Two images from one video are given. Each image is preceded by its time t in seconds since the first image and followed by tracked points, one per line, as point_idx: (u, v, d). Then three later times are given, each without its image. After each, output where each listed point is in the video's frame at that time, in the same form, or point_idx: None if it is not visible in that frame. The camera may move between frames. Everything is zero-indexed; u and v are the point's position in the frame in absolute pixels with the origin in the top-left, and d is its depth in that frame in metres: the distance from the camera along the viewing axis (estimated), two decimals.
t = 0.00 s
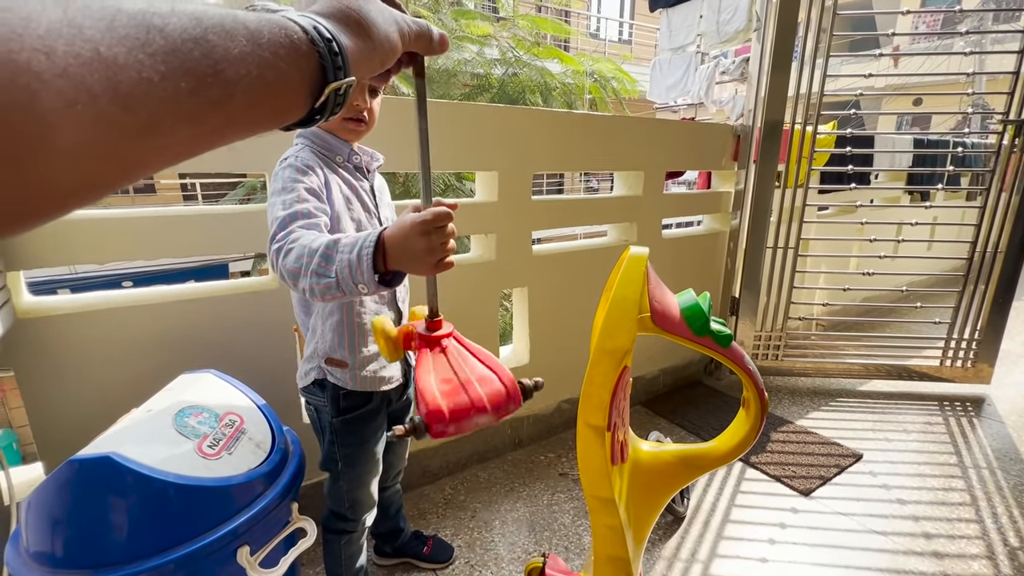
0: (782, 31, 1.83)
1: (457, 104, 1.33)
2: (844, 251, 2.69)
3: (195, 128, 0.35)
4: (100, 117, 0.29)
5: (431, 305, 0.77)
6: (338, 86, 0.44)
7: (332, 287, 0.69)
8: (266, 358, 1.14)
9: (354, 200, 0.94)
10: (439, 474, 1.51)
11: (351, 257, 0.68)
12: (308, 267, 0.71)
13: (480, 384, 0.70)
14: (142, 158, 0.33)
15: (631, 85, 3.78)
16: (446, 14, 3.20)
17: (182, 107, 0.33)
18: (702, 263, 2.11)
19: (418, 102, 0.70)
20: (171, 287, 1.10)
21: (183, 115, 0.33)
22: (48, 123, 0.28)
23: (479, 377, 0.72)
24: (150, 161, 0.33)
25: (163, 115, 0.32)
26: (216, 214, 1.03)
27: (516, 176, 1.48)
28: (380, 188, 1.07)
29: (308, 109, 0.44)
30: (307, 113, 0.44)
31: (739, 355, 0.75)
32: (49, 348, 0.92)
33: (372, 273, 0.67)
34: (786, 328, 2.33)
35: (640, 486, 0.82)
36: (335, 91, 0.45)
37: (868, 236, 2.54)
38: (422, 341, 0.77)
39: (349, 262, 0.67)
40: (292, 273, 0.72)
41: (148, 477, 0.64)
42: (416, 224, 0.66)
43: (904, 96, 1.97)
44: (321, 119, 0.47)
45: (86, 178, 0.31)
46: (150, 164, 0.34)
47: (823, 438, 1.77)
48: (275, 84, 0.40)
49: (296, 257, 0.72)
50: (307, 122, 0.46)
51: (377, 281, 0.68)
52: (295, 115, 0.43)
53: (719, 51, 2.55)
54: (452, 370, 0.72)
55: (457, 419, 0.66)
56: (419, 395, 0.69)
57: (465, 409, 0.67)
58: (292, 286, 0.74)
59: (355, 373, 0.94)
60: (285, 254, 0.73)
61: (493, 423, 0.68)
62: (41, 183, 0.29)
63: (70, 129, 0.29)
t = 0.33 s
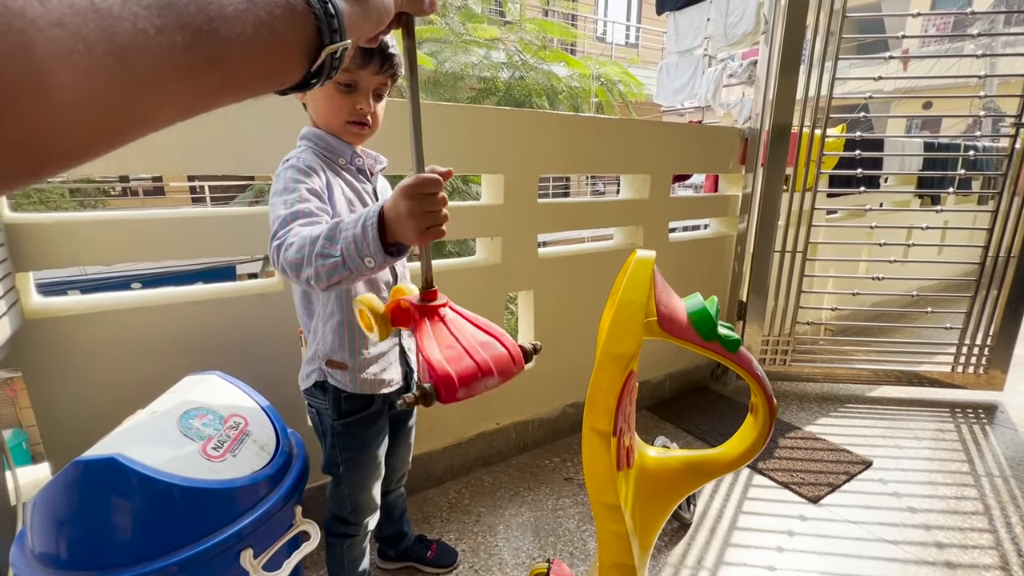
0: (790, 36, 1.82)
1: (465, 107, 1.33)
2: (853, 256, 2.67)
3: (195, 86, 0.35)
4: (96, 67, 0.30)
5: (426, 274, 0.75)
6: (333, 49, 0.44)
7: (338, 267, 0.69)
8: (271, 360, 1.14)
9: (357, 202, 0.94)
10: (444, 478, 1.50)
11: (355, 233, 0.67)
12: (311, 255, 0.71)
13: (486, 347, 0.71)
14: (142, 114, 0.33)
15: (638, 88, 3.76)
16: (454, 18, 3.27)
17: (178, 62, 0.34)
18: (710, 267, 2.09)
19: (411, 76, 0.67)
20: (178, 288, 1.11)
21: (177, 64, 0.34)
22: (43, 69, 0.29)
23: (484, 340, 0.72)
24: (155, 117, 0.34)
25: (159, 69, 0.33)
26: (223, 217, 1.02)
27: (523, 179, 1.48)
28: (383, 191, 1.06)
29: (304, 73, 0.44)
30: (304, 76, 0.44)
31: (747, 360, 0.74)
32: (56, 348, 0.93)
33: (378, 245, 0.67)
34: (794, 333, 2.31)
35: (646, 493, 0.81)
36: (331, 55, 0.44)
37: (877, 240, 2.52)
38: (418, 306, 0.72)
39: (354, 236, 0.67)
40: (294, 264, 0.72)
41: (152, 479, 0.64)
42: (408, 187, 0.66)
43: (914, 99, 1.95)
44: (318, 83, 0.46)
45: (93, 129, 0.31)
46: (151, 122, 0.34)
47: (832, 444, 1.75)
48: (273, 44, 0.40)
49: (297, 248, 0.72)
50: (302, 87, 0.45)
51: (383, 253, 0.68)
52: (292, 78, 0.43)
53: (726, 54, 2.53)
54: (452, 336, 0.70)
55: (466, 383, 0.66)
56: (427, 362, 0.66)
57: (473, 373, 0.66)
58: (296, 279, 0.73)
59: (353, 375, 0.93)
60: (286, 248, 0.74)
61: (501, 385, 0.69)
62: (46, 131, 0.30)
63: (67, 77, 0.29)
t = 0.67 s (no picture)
0: (799, 45, 1.82)
1: (476, 119, 1.35)
2: (861, 266, 2.67)
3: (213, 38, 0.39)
4: (121, 18, 0.33)
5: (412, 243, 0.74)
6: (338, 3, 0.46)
7: (328, 258, 0.70)
8: (283, 368, 1.16)
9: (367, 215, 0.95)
10: (451, 485, 1.51)
11: (343, 223, 0.69)
12: (303, 253, 0.72)
13: (466, 315, 0.71)
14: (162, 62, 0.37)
15: (646, 95, 3.76)
16: (462, 24, 3.30)
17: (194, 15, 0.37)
18: (717, 276, 2.10)
19: (410, 77, 0.67)
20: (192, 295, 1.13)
21: (195, 24, 0.37)
22: (81, 25, 0.31)
23: (465, 309, 0.72)
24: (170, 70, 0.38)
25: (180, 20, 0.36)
26: (239, 227, 1.05)
27: (532, 188, 1.50)
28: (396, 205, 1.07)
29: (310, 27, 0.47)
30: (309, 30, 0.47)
31: (755, 376, 0.75)
32: (76, 354, 0.95)
33: (365, 229, 0.68)
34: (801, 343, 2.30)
35: (654, 507, 0.82)
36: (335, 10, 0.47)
37: (885, 250, 2.52)
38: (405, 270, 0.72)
39: (341, 224, 0.69)
40: (286, 265, 0.75)
41: (171, 487, 0.66)
42: (401, 171, 0.66)
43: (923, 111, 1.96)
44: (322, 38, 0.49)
45: (115, 79, 0.35)
46: (170, 68, 0.38)
47: (840, 455, 1.74)
48: None
49: (289, 250, 0.74)
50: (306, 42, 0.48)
51: (372, 237, 0.69)
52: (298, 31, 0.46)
53: (734, 64, 2.54)
54: (432, 302, 0.71)
55: (440, 348, 0.66)
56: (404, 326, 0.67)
57: (448, 338, 0.67)
58: (289, 279, 0.75)
59: (361, 385, 0.95)
60: (279, 252, 0.76)
61: (475, 352, 0.69)
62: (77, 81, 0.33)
63: (96, 30, 0.32)
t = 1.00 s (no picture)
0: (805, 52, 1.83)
1: (483, 125, 1.36)
2: (866, 274, 2.66)
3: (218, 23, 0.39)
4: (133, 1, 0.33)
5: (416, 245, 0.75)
6: None
7: (313, 274, 0.71)
8: (288, 370, 1.16)
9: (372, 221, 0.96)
10: (453, 488, 1.51)
11: (335, 246, 0.70)
12: (287, 262, 0.73)
13: (462, 315, 0.72)
14: (173, 48, 0.36)
15: (652, 101, 3.77)
16: (470, 28, 3.32)
17: None
18: (721, 283, 2.10)
19: (415, 80, 0.68)
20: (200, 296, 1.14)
21: (206, 10, 0.38)
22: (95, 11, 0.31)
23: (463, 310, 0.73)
24: (180, 53, 0.38)
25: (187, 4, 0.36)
26: (246, 230, 1.05)
27: (538, 192, 1.50)
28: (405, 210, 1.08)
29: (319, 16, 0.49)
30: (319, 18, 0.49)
31: (758, 385, 0.75)
32: (86, 353, 0.96)
33: (353, 257, 0.69)
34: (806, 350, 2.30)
35: (656, 513, 0.82)
36: None
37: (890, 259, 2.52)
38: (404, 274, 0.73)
39: (333, 247, 0.70)
40: (267, 268, 0.75)
41: (179, 486, 0.66)
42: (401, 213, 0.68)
43: (930, 119, 1.96)
44: (329, 26, 0.52)
45: (129, 65, 0.34)
46: (179, 55, 0.37)
47: (843, 464, 1.74)
48: None
49: (275, 254, 0.75)
50: (313, 30, 0.50)
51: (358, 266, 0.70)
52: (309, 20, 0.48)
53: (741, 71, 2.55)
54: (430, 301, 0.72)
55: (433, 346, 0.66)
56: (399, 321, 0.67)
57: (441, 337, 0.67)
58: (267, 281, 0.76)
59: (364, 388, 0.96)
60: (264, 253, 0.77)
61: (467, 352, 0.70)
62: (92, 63, 0.32)
63: (110, 14, 0.32)
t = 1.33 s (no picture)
0: (812, 54, 1.81)
1: (486, 121, 1.35)
2: (870, 278, 2.65)
3: None
4: None
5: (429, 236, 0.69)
6: None
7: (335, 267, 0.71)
8: (289, 366, 1.16)
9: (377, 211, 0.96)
10: (452, 486, 1.51)
11: (354, 237, 0.70)
12: (304, 259, 0.73)
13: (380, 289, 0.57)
14: None
15: (656, 102, 3.76)
16: (474, 28, 3.30)
17: None
18: (724, 284, 2.09)
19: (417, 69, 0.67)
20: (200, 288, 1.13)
21: None
22: None
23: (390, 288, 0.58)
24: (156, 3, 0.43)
25: None
26: (246, 222, 1.04)
27: (541, 191, 1.50)
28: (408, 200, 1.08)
29: None
30: None
31: (764, 383, 0.74)
32: (85, 343, 0.95)
33: (377, 245, 0.69)
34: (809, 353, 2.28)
35: (659, 513, 0.81)
36: None
37: (895, 263, 2.50)
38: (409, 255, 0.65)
39: (353, 237, 0.70)
40: (283, 268, 0.74)
41: (175, 478, 0.66)
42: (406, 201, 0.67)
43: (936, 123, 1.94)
44: None
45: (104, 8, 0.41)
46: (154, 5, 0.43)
47: (845, 468, 1.73)
48: None
49: (287, 254, 0.74)
50: None
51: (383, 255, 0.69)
52: None
53: (747, 73, 2.54)
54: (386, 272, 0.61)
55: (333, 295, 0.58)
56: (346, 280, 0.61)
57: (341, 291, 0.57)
58: (284, 281, 0.75)
59: (360, 380, 0.95)
60: (275, 253, 0.76)
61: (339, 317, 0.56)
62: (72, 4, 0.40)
63: None
